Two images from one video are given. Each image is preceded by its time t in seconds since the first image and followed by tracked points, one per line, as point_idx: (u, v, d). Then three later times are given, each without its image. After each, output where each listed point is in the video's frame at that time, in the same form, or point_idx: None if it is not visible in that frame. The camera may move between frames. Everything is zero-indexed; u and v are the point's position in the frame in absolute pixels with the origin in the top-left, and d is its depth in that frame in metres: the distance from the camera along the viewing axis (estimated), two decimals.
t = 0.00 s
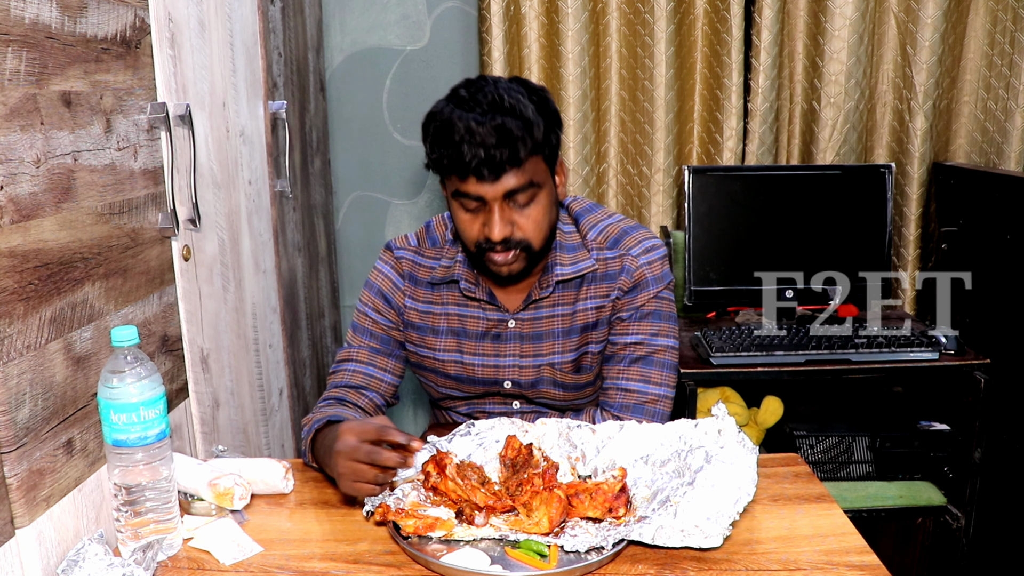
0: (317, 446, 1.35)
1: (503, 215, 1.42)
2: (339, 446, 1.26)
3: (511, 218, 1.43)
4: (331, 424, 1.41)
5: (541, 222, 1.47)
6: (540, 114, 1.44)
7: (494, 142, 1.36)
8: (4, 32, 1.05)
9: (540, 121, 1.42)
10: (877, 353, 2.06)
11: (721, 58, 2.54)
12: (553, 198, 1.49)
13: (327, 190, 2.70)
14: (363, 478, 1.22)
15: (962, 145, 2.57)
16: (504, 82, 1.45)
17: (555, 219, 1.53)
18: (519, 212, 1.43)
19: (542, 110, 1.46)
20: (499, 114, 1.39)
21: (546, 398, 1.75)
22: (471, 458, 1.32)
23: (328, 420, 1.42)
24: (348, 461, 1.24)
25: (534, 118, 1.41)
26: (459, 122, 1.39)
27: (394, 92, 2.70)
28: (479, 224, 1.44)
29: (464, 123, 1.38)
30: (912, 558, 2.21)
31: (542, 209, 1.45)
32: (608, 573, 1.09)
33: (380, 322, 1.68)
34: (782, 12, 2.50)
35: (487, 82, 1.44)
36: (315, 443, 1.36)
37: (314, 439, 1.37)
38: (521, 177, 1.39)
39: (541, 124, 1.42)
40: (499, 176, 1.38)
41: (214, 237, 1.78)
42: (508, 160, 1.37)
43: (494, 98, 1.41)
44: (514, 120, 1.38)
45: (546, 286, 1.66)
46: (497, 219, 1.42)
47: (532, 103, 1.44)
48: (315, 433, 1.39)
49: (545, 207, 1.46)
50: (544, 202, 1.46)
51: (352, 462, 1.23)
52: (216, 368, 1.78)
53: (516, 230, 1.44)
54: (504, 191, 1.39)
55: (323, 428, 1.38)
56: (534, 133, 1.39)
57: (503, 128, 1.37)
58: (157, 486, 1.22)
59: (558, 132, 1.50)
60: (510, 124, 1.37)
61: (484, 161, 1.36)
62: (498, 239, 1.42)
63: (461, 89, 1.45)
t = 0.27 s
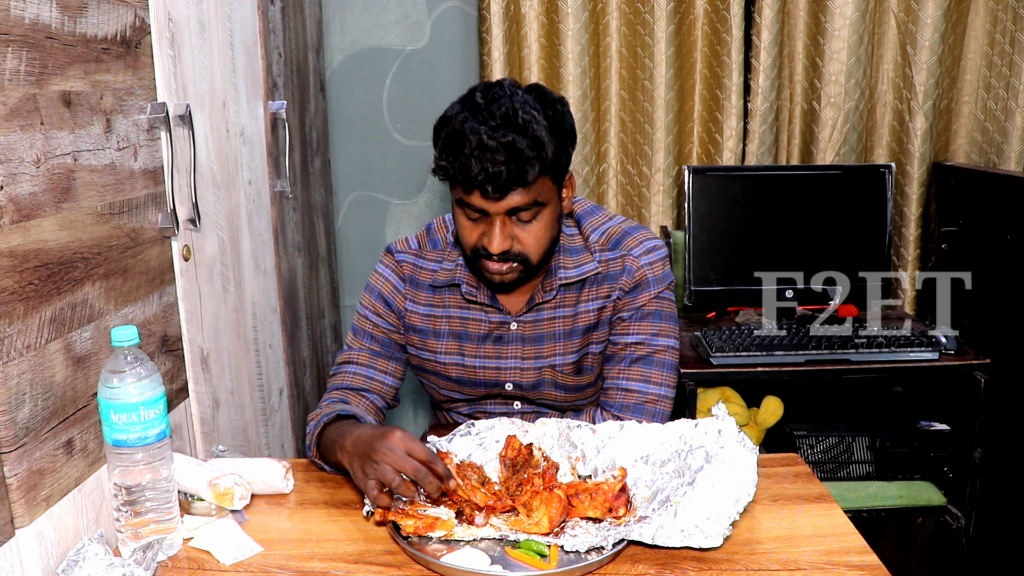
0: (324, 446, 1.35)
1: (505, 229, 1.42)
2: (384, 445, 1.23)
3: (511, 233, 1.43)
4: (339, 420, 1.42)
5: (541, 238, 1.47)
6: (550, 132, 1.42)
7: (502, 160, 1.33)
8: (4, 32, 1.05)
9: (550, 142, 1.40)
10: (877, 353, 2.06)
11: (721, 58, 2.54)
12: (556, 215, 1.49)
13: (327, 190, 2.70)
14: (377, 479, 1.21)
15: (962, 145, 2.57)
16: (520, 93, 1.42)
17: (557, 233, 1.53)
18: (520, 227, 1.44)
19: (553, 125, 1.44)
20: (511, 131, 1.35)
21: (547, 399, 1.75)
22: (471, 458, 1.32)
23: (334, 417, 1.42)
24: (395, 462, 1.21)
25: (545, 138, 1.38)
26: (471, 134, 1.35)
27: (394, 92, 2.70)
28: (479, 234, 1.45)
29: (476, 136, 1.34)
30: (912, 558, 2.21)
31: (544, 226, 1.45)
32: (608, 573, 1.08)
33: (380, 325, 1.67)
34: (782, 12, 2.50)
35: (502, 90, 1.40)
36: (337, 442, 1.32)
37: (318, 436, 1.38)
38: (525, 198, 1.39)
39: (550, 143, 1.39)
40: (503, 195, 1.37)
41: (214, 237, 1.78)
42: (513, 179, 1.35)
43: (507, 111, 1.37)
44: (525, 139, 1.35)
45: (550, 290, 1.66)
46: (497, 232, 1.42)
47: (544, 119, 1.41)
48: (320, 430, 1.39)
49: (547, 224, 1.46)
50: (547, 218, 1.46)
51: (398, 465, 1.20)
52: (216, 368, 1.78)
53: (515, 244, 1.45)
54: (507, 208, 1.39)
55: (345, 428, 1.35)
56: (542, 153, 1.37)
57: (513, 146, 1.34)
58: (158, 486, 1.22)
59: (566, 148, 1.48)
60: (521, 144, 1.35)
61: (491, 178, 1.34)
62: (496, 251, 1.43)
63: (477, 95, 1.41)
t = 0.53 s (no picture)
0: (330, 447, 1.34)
1: (506, 237, 1.42)
2: (405, 457, 1.22)
3: (513, 241, 1.43)
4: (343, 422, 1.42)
5: (542, 246, 1.47)
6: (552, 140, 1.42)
7: (505, 170, 1.33)
8: (4, 32, 1.05)
9: (553, 151, 1.40)
10: (877, 353, 2.06)
11: (721, 58, 2.54)
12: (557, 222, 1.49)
13: (327, 190, 2.70)
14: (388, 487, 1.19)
15: (962, 145, 2.57)
16: (522, 100, 1.41)
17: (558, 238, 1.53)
18: (523, 234, 1.44)
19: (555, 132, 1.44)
20: (514, 140, 1.35)
21: (547, 400, 1.75)
22: (471, 458, 1.32)
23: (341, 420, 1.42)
24: (411, 474, 1.19)
25: (547, 147, 1.39)
26: (474, 143, 1.35)
27: (394, 92, 2.70)
28: (480, 242, 1.44)
29: (479, 145, 1.34)
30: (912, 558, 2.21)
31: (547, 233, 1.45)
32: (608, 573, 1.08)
33: (379, 326, 1.66)
34: (781, 12, 2.50)
35: (504, 97, 1.39)
36: (349, 446, 1.31)
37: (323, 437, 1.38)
38: (527, 207, 1.39)
39: (552, 152, 1.40)
40: (506, 205, 1.37)
41: (214, 237, 1.78)
42: (516, 190, 1.35)
43: (510, 119, 1.36)
44: (528, 149, 1.35)
45: (550, 292, 1.66)
46: (499, 240, 1.42)
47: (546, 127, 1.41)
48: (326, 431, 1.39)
49: (549, 232, 1.46)
50: (549, 226, 1.46)
51: (412, 478, 1.19)
52: (216, 368, 1.78)
53: (517, 251, 1.45)
54: (509, 217, 1.39)
55: (359, 433, 1.33)
56: (545, 162, 1.38)
57: (516, 157, 1.34)
58: (158, 486, 1.22)
59: (568, 153, 1.48)
60: (524, 154, 1.35)
61: (494, 189, 1.34)
62: (498, 259, 1.43)
63: (478, 101, 1.40)
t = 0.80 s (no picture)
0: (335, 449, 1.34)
1: (512, 237, 1.42)
2: (415, 460, 1.21)
3: (518, 241, 1.43)
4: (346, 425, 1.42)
5: (549, 246, 1.47)
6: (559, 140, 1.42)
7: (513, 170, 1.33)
8: (4, 32, 1.05)
9: (560, 151, 1.40)
10: (877, 353, 2.06)
11: (721, 58, 2.54)
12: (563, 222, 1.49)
13: (327, 190, 2.70)
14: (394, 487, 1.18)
15: (962, 145, 2.57)
16: (529, 100, 1.41)
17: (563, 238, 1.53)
18: (528, 235, 1.44)
19: (562, 133, 1.44)
20: (521, 140, 1.35)
21: (547, 400, 1.75)
22: (470, 458, 1.32)
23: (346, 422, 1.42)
24: (419, 475, 1.18)
25: (555, 147, 1.39)
26: (481, 143, 1.35)
27: (394, 92, 2.70)
28: (486, 242, 1.44)
29: (486, 145, 1.34)
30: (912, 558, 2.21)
31: (552, 233, 1.45)
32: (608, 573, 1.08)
33: (380, 326, 1.66)
34: (781, 12, 2.50)
35: (511, 98, 1.40)
36: (357, 447, 1.30)
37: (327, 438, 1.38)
38: (534, 207, 1.39)
39: (559, 152, 1.40)
40: (514, 206, 1.37)
41: (214, 237, 1.78)
42: (523, 190, 1.35)
43: (517, 119, 1.37)
44: (535, 148, 1.35)
45: (552, 293, 1.66)
46: (505, 240, 1.42)
47: (553, 127, 1.41)
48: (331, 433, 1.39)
49: (555, 232, 1.46)
50: (554, 226, 1.45)
51: (420, 479, 1.18)
52: (216, 368, 1.78)
53: (523, 252, 1.45)
54: (516, 218, 1.39)
55: (367, 436, 1.33)
56: (553, 162, 1.38)
57: (523, 157, 1.34)
58: (157, 487, 1.22)
59: (574, 155, 1.48)
60: (532, 154, 1.35)
61: (502, 189, 1.34)
62: (504, 260, 1.43)
63: (485, 102, 1.40)
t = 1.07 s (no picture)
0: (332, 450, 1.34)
1: (515, 237, 1.43)
2: (409, 458, 1.20)
3: (521, 242, 1.43)
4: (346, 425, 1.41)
5: (551, 247, 1.47)
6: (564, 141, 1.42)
7: (518, 171, 1.33)
8: (4, 32, 1.05)
9: (565, 152, 1.40)
10: (877, 353, 2.06)
11: (721, 58, 2.54)
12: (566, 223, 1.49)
13: (327, 190, 2.70)
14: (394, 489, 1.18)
15: (962, 145, 2.57)
16: (534, 101, 1.41)
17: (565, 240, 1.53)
18: (531, 236, 1.44)
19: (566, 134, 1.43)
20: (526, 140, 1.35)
21: (548, 400, 1.75)
22: (471, 458, 1.32)
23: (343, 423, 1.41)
24: (416, 475, 1.17)
25: (560, 148, 1.39)
26: (486, 142, 1.35)
27: (394, 92, 2.70)
28: (489, 242, 1.45)
29: (491, 145, 1.34)
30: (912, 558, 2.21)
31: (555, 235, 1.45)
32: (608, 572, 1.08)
33: (381, 326, 1.66)
34: (782, 12, 2.50)
35: (516, 98, 1.40)
36: (354, 448, 1.30)
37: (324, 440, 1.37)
38: (538, 207, 1.38)
39: (564, 152, 1.40)
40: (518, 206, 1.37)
41: (214, 238, 1.78)
42: (528, 190, 1.35)
43: (522, 120, 1.37)
44: (540, 149, 1.35)
45: (554, 293, 1.66)
46: (508, 240, 1.42)
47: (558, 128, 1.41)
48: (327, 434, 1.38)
49: (558, 233, 1.46)
50: (558, 228, 1.46)
51: (418, 478, 1.17)
52: (216, 368, 1.78)
53: (525, 252, 1.45)
54: (520, 218, 1.39)
55: (364, 435, 1.32)
56: (557, 163, 1.38)
57: (528, 157, 1.34)
58: (158, 486, 1.22)
59: (578, 156, 1.48)
60: (537, 154, 1.34)
61: (506, 189, 1.34)
62: (506, 260, 1.43)
63: (490, 101, 1.40)
